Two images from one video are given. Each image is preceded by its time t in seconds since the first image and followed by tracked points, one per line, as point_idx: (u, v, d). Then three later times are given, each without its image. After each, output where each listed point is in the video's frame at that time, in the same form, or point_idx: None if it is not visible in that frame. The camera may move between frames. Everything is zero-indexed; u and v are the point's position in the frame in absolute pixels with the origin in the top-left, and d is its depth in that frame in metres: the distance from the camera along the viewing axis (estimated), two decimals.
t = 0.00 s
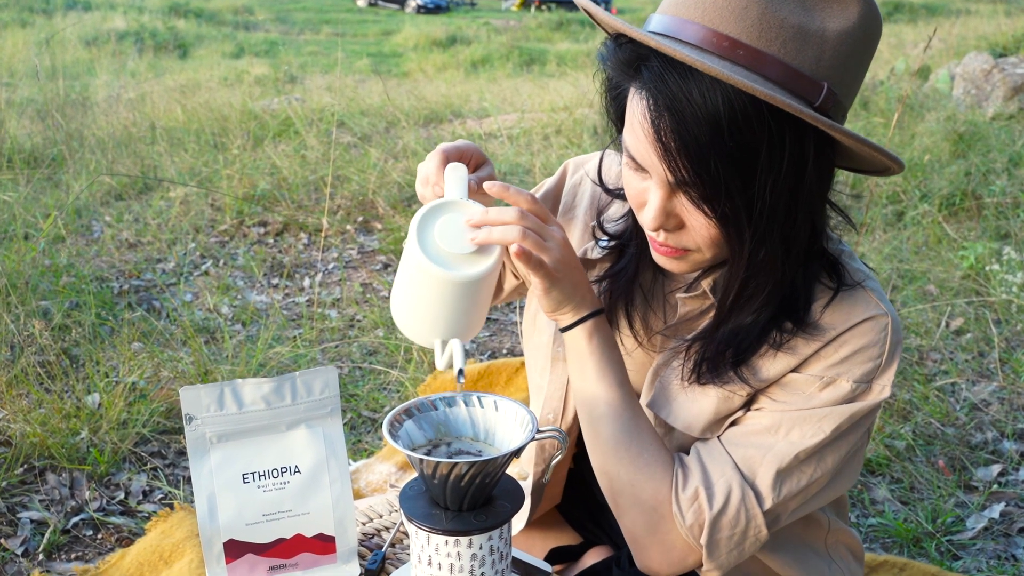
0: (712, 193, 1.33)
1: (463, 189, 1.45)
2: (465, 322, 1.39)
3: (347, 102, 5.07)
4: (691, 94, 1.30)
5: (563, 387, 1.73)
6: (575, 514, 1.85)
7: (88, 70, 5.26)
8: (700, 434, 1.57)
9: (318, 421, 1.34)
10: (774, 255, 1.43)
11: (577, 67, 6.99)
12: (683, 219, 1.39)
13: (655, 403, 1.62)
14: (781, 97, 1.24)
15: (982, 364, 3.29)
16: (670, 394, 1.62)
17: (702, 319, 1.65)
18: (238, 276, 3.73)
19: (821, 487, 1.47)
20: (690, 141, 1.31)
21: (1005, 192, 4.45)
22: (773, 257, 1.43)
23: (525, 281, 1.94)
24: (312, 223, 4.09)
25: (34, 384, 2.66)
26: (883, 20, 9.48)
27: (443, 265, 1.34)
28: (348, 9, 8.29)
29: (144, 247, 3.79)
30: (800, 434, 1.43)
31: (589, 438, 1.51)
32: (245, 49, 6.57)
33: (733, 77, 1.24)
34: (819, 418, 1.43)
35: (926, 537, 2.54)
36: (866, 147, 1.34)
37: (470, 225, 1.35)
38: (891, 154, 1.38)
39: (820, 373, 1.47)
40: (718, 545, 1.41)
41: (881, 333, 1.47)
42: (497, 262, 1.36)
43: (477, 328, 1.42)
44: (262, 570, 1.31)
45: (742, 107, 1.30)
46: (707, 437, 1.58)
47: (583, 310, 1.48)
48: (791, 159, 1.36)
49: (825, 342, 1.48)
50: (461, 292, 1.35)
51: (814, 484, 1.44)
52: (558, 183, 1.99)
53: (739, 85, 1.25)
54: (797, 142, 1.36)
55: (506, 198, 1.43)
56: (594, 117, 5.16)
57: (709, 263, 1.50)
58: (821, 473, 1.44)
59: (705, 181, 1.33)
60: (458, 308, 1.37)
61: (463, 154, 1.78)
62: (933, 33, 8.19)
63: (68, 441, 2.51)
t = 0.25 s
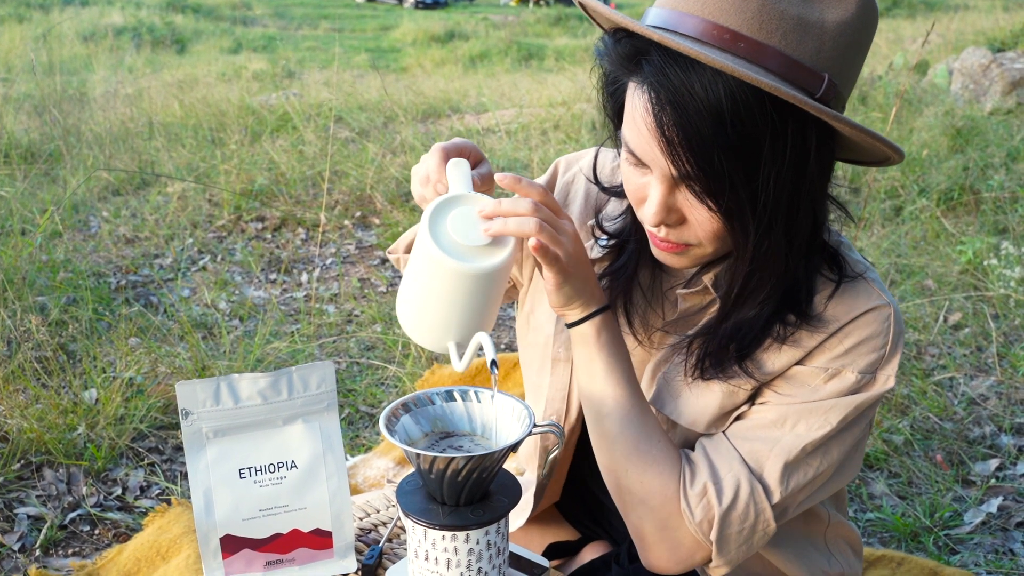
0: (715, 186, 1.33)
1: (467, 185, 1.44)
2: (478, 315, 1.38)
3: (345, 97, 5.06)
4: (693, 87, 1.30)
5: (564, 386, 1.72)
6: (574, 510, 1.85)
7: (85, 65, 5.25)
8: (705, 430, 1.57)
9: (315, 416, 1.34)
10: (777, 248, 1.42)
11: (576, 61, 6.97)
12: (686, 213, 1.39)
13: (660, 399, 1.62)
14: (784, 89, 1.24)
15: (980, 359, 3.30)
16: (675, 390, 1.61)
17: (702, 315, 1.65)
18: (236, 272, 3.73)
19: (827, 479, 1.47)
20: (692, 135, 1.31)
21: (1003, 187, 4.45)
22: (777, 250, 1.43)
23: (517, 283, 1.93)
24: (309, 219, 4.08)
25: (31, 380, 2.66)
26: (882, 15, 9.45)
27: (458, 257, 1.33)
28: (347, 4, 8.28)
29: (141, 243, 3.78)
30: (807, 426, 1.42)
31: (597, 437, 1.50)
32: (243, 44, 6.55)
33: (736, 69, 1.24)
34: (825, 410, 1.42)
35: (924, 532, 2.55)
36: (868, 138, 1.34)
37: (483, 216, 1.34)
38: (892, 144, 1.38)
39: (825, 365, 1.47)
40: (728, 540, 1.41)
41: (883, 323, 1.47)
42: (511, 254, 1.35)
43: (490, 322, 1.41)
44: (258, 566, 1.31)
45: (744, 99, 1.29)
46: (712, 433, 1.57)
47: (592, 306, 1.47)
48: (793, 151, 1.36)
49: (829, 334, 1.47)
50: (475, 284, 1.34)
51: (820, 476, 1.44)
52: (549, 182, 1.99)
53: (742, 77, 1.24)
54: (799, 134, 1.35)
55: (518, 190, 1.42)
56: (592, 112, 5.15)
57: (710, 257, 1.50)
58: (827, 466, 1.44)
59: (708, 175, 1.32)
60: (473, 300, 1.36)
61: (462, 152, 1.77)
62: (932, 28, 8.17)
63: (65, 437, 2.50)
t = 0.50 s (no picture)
0: (707, 188, 1.33)
1: (448, 180, 1.44)
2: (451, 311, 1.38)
3: (343, 96, 5.06)
4: (683, 90, 1.30)
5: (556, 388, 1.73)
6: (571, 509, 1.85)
7: (83, 64, 5.24)
8: (697, 429, 1.58)
9: (313, 415, 1.34)
10: (769, 250, 1.42)
11: (574, 60, 6.97)
12: (677, 215, 1.39)
13: (650, 399, 1.61)
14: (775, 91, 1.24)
15: (977, 357, 3.30)
16: (666, 390, 1.61)
17: (694, 314, 1.65)
18: (234, 271, 3.73)
19: (819, 478, 1.47)
20: (683, 137, 1.31)
21: (1001, 186, 4.45)
22: (768, 251, 1.43)
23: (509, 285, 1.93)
24: (307, 218, 4.08)
25: (29, 379, 2.66)
26: (879, 13, 9.45)
27: (432, 251, 1.33)
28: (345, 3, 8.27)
29: (139, 242, 3.78)
30: (799, 425, 1.42)
31: (580, 438, 1.50)
32: (241, 43, 6.55)
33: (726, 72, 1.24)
34: (817, 409, 1.43)
35: (921, 530, 2.55)
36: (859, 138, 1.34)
37: (459, 212, 1.34)
38: (883, 144, 1.38)
39: (817, 363, 1.47)
40: (718, 539, 1.41)
41: (876, 322, 1.47)
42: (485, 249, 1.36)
43: (464, 317, 1.41)
44: (257, 565, 1.31)
45: (735, 101, 1.29)
46: (704, 432, 1.59)
47: (571, 306, 1.47)
48: (784, 152, 1.36)
49: (821, 334, 1.48)
50: (449, 279, 1.34)
51: (812, 475, 1.44)
52: (541, 183, 1.98)
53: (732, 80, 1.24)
54: (790, 135, 1.35)
55: (494, 189, 1.42)
56: (590, 111, 5.15)
57: (702, 258, 1.50)
58: (819, 465, 1.44)
59: (699, 177, 1.32)
60: (446, 296, 1.36)
61: (447, 149, 1.77)
62: (929, 27, 8.17)
63: (63, 436, 2.50)
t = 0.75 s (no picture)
0: (700, 193, 1.33)
1: (447, 183, 1.44)
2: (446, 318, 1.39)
3: (343, 96, 5.06)
4: (677, 96, 1.30)
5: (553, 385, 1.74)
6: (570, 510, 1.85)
7: (83, 65, 5.24)
8: (690, 430, 1.57)
9: (313, 416, 1.34)
10: (763, 255, 1.43)
11: (573, 61, 6.97)
12: (672, 219, 1.39)
13: (645, 399, 1.62)
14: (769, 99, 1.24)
15: (977, 358, 3.30)
16: (660, 390, 1.62)
17: (690, 315, 1.65)
18: (234, 272, 3.73)
19: (811, 481, 1.47)
20: (676, 143, 1.31)
21: (1001, 186, 4.46)
22: (763, 256, 1.43)
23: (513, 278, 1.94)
24: (307, 218, 4.09)
25: (29, 379, 2.66)
26: (878, 13, 9.45)
27: (427, 258, 1.34)
28: (344, 3, 8.28)
29: (139, 243, 3.78)
30: (791, 429, 1.42)
31: (575, 435, 1.51)
32: (241, 43, 6.55)
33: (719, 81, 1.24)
34: (810, 413, 1.42)
35: (921, 531, 2.55)
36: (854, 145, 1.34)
37: (453, 218, 1.34)
38: (878, 150, 1.38)
39: (811, 368, 1.47)
40: (707, 542, 1.41)
41: (871, 328, 1.47)
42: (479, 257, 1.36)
43: (458, 323, 1.42)
44: (257, 566, 1.31)
45: (728, 107, 1.29)
46: (698, 433, 1.58)
47: (566, 307, 1.47)
48: (778, 157, 1.36)
49: (815, 338, 1.48)
50: (444, 286, 1.35)
51: (803, 478, 1.44)
52: (545, 179, 1.99)
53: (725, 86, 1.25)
54: (784, 141, 1.35)
55: (490, 192, 1.42)
56: (590, 112, 5.15)
57: (698, 261, 1.50)
58: (811, 468, 1.44)
59: (693, 182, 1.33)
60: (440, 302, 1.36)
61: (448, 148, 1.78)
62: (928, 27, 8.18)
63: (64, 436, 2.50)
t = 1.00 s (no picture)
0: (703, 197, 1.34)
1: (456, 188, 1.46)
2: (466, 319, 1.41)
3: (341, 101, 5.07)
4: (679, 100, 1.30)
5: (554, 391, 1.73)
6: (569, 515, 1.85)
7: (82, 69, 5.25)
8: (693, 434, 1.57)
9: (310, 421, 1.34)
10: (764, 258, 1.43)
11: (571, 66, 6.98)
12: (674, 222, 1.40)
13: (646, 404, 1.62)
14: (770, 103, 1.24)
15: (974, 364, 3.31)
16: (662, 395, 1.62)
17: (691, 320, 1.66)
18: (232, 276, 3.73)
19: (814, 485, 1.47)
20: (679, 147, 1.32)
21: (998, 192, 4.47)
22: (765, 259, 1.43)
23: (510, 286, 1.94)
24: (305, 223, 4.09)
25: (27, 384, 2.66)
26: (876, 19, 9.48)
27: (443, 262, 1.36)
28: (343, 8, 8.29)
29: (137, 247, 3.79)
30: (794, 431, 1.43)
31: (582, 439, 1.51)
32: (240, 48, 6.56)
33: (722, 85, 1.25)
34: (813, 416, 1.43)
35: (918, 536, 2.56)
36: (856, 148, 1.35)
37: (469, 221, 1.37)
38: (879, 153, 1.39)
39: (813, 370, 1.47)
40: (713, 545, 1.41)
41: (871, 330, 1.48)
42: (497, 258, 1.38)
43: (476, 323, 1.44)
44: (253, 571, 1.31)
45: (731, 111, 1.30)
46: (700, 437, 1.57)
47: (577, 310, 1.49)
48: (780, 162, 1.37)
49: (817, 340, 1.48)
50: (460, 287, 1.37)
51: (807, 482, 1.44)
52: (543, 185, 2.00)
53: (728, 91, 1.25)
54: (785, 144, 1.36)
55: (503, 194, 1.43)
56: (588, 117, 5.16)
57: (699, 264, 1.51)
58: (814, 471, 1.44)
59: (695, 186, 1.33)
60: (459, 304, 1.39)
61: (452, 154, 1.79)
62: (926, 33, 8.20)
63: (61, 441, 2.50)
